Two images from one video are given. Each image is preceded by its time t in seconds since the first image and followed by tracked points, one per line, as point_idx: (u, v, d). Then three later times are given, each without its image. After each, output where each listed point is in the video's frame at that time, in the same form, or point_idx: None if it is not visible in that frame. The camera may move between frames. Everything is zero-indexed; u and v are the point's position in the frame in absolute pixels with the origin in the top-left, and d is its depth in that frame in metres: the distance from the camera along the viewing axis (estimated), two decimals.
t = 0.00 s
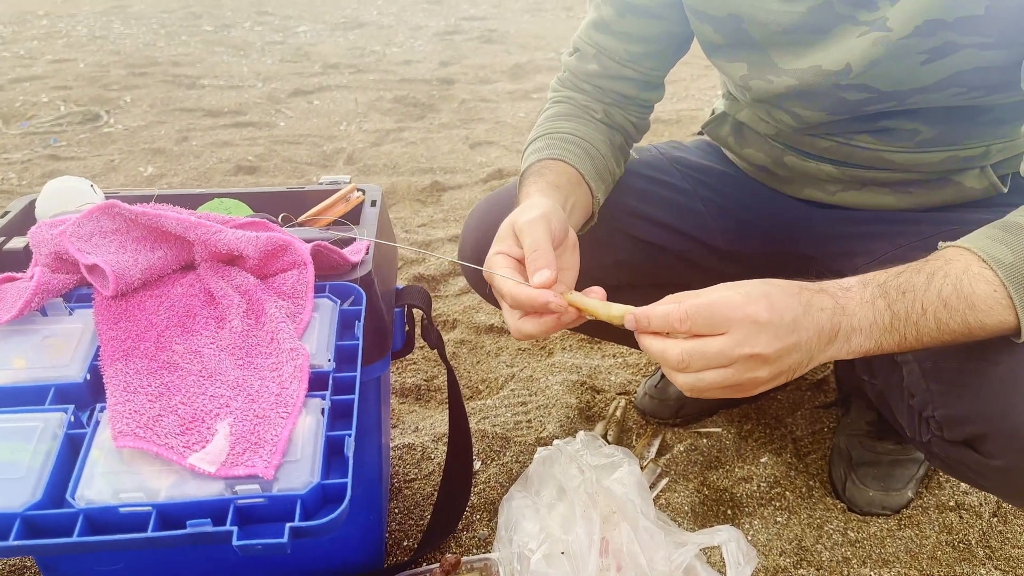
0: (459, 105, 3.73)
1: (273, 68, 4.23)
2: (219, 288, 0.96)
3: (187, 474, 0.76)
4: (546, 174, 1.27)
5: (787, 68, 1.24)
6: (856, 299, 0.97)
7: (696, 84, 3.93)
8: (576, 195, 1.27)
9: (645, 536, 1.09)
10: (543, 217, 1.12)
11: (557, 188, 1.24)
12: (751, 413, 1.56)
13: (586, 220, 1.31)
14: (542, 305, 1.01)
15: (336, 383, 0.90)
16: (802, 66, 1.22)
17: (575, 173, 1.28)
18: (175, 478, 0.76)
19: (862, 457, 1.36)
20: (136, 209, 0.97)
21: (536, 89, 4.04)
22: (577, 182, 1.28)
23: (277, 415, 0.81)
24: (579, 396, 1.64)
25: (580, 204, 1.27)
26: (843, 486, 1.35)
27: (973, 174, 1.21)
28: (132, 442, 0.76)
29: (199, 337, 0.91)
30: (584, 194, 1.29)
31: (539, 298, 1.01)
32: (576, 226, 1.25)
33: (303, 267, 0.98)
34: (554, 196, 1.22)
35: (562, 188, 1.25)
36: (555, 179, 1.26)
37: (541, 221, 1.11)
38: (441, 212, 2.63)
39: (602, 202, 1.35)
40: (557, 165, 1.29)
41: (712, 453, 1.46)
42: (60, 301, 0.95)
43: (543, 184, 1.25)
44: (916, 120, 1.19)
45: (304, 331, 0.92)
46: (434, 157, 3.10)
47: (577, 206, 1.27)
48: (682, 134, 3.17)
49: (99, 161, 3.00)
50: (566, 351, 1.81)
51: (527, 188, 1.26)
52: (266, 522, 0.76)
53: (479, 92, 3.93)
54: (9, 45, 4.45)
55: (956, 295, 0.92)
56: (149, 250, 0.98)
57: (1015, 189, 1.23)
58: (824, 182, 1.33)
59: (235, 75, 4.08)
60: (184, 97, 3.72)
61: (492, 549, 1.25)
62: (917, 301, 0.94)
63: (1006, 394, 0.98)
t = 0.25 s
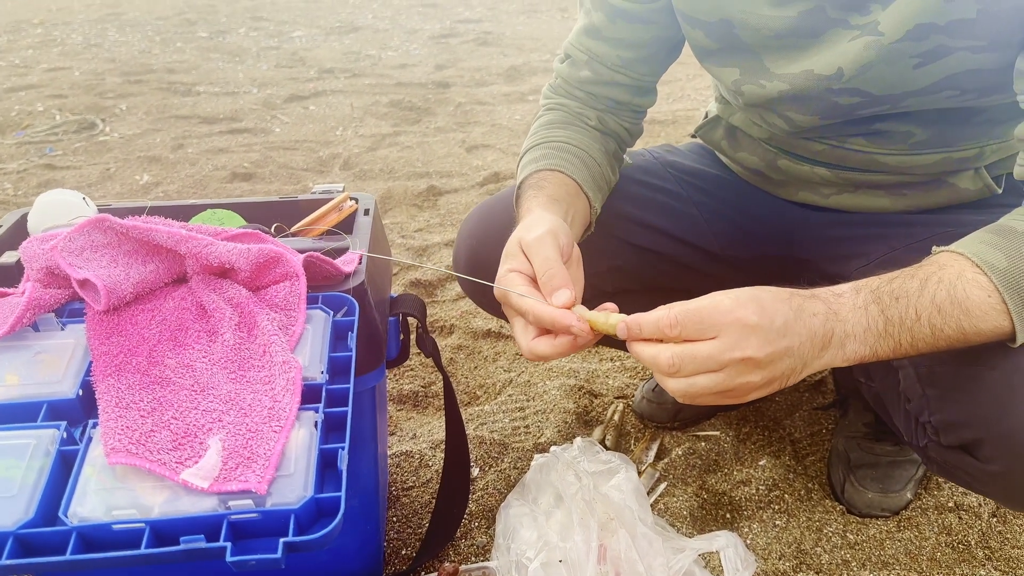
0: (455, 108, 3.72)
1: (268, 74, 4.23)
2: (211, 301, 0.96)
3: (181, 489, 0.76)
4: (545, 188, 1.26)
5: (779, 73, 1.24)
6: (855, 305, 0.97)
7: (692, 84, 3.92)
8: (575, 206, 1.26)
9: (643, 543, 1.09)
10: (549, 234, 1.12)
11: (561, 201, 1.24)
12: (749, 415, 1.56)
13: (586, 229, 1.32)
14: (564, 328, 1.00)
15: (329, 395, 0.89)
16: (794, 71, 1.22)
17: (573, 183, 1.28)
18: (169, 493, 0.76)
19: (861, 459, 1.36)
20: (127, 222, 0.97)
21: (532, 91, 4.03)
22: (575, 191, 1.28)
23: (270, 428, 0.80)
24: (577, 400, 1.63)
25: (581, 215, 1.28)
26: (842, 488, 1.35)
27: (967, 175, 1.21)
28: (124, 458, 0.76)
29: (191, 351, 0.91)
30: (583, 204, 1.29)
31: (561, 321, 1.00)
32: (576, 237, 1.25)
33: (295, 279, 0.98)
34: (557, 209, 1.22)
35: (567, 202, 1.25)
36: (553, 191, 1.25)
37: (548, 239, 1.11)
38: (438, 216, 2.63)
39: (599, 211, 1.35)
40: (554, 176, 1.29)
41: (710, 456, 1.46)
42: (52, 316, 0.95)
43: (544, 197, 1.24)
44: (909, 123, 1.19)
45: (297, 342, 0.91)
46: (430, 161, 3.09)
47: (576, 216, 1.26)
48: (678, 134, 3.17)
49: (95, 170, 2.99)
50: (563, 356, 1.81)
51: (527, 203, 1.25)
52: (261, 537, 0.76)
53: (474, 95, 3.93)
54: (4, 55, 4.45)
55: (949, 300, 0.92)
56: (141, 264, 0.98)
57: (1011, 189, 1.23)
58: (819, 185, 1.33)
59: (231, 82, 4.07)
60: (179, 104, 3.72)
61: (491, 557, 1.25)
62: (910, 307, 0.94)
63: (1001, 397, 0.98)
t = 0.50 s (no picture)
0: (454, 108, 3.72)
1: (267, 76, 4.23)
2: (211, 306, 0.96)
3: (183, 495, 0.76)
4: (536, 190, 1.27)
5: (776, 70, 1.24)
6: (855, 302, 0.97)
7: (691, 80, 3.92)
8: (568, 207, 1.27)
9: (647, 542, 1.08)
10: (533, 236, 1.12)
11: (548, 202, 1.24)
12: (753, 412, 1.56)
13: (582, 228, 1.32)
14: (541, 329, 1.00)
15: (331, 398, 0.89)
16: (791, 68, 1.22)
17: (564, 183, 1.28)
18: (171, 499, 0.76)
19: (865, 454, 1.36)
20: (125, 229, 0.97)
21: (531, 90, 4.03)
22: (569, 190, 1.28)
23: (272, 432, 0.80)
24: (579, 399, 1.63)
25: (574, 215, 1.27)
26: (846, 483, 1.34)
27: (968, 170, 1.20)
28: (126, 464, 0.76)
29: (192, 357, 0.91)
30: (576, 203, 1.29)
31: (538, 322, 0.99)
32: (571, 236, 1.25)
33: (295, 282, 0.98)
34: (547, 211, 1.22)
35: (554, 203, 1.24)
36: (545, 194, 1.25)
37: (531, 242, 1.11)
38: (438, 216, 2.62)
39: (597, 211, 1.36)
40: (546, 178, 1.28)
41: (714, 453, 1.46)
42: (53, 323, 0.95)
43: (532, 200, 1.24)
44: (908, 118, 1.19)
45: (298, 346, 0.91)
46: (430, 161, 3.09)
47: (570, 217, 1.27)
48: (678, 131, 3.16)
49: (95, 176, 2.99)
50: (565, 355, 1.81)
51: (519, 206, 1.26)
52: (264, 541, 0.76)
53: (473, 94, 3.92)
54: (3, 61, 4.45)
55: (955, 298, 0.92)
56: (141, 269, 0.98)
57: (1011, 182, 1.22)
58: (818, 181, 1.32)
59: (229, 85, 4.07)
60: (178, 108, 3.72)
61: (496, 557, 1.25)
62: (916, 305, 0.93)
63: (1004, 392, 0.97)
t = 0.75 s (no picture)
0: (455, 107, 3.72)
1: (268, 78, 4.24)
2: (216, 307, 0.97)
3: (191, 494, 0.76)
4: (535, 188, 1.27)
5: (777, 67, 1.24)
6: (860, 297, 0.97)
7: (692, 77, 3.91)
8: (568, 204, 1.27)
9: (653, 538, 1.09)
10: (529, 233, 1.11)
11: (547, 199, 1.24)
12: (757, 408, 1.56)
13: (581, 226, 1.32)
14: (535, 325, 1.01)
15: (336, 397, 0.89)
16: (791, 65, 1.22)
17: (563, 181, 1.28)
18: (179, 499, 0.76)
19: (870, 448, 1.36)
20: (130, 230, 0.97)
21: (532, 88, 4.03)
22: (568, 188, 1.28)
23: (278, 432, 0.81)
24: (583, 396, 1.63)
25: (572, 212, 1.27)
26: (851, 478, 1.34)
27: (970, 163, 1.20)
28: (134, 465, 0.76)
29: (198, 357, 0.91)
30: (576, 200, 1.29)
31: (531, 318, 1.00)
32: (569, 234, 1.25)
33: (300, 282, 0.99)
34: (546, 208, 1.22)
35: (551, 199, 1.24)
36: (545, 191, 1.26)
37: (528, 238, 1.11)
38: (441, 215, 2.63)
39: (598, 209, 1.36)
40: (546, 176, 1.29)
41: (719, 449, 1.46)
42: (59, 325, 0.95)
43: (531, 197, 1.24)
44: (909, 113, 1.19)
45: (303, 346, 0.92)
46: (432, 161, 3.09)
47: (570, 215, 1.27)
48: (679, 127, 3.16)
49: (98, 179, 3.00)
50: (569, 352, 1.81)
51: (519, 203, 1.26)
52: (271, 540, 0.76)
53: (474, 93, 3.92)
54: (5, 66, 4.47)
55: (964, 291, 0.92)
56: (145, 271, 0.99)
57: (1014, 175, 1.22)
58: (821, 176, 1.32)
59: (231, 87, 4.08)
60: (180, 110, 3.73)
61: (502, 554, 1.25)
62: (926, 299, 0.93)
63: (1009, 385, 0.97)
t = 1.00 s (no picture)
0: (455, 109, 3.72)
1: (268, 82, 4.24)
2: (213, 316, 0.97)
3: (188, 505, 0.76)
4: (535, 193, 1.26)
5: (774, 70, 1.23)
6: (859, 301, 0.97)
7: (692, 77, 3.91)
8: (568, 209, 1.26)
9: (654, 543, 1.08)
10: (536, 240, 1.11)
11: (548, 204, 1.23)
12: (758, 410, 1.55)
13: (582, 231, 1.32)
14: (551, 332, 1.00)
15: (334, 406, 0.89)
16: (788, 68, 1.21)
17: (563, 186, 1.28)
18: (176, 510, 0.76)
19: (871, 450, 1.35)
20: (127, 240, 0.98)
21: (532, 90, 4.02)
22: (568, 193, 1.28)
23: (275, 441, 0.80)
24: (584, 400, 1.63)
25: (573, 218, 1.27)
26: (853, 480, 1.34)
27: (969, 164, 1.19)
28: (131, 476, 0.76)
29: (195, 367, 0.91)
30: (577, 205, 1.28)
31: (548, 325, 0.99)
32: (570, 240, 1.24)
33: (297, 290, 0.98)
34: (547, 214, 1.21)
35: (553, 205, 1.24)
36: (545, 197, 1.25)
37: (534, 245, 1.10)
38: (442, 218, 2.62)
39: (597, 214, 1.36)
40: (546, 181, 1.28)
41: (720, 452, 1.45)
42: (56, 335, 0.95)
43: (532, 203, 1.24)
44: (907, 115, 1.18)
45: (300, 354, 0.91)
46: (432, 163, 3.09)
47: (570, 220, 1.26)
48: (680, 128, 3.15)
49: (99, 185, 3.01)
50: (570, 355, 1.80)
51: (519, 210, 1.25)
52: (268, 550, 0.76)
53: (474, 95, 3.92)
54: (7, 72, 4.48)
55: (965, 297, 0.91)
56: (143, 281, 0.99)
57: (1013, 176, 1.21)
58: (820, 178, 1.32)
59: (232, 91, 4.09)
60: (181, 115, 3.73)
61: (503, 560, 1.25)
62: (927, 305, 0.93)
63: (1009, 389, 0.97)
